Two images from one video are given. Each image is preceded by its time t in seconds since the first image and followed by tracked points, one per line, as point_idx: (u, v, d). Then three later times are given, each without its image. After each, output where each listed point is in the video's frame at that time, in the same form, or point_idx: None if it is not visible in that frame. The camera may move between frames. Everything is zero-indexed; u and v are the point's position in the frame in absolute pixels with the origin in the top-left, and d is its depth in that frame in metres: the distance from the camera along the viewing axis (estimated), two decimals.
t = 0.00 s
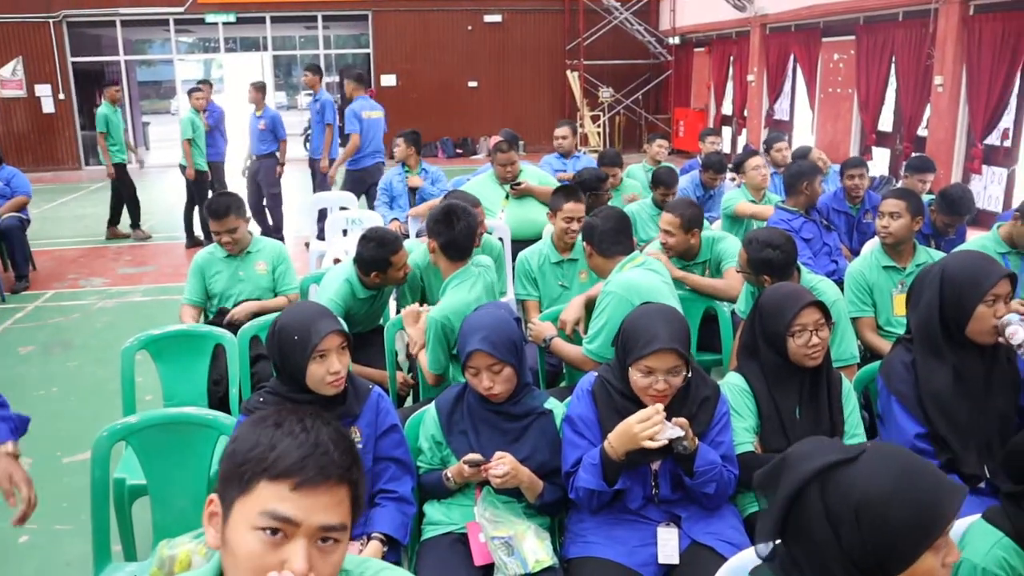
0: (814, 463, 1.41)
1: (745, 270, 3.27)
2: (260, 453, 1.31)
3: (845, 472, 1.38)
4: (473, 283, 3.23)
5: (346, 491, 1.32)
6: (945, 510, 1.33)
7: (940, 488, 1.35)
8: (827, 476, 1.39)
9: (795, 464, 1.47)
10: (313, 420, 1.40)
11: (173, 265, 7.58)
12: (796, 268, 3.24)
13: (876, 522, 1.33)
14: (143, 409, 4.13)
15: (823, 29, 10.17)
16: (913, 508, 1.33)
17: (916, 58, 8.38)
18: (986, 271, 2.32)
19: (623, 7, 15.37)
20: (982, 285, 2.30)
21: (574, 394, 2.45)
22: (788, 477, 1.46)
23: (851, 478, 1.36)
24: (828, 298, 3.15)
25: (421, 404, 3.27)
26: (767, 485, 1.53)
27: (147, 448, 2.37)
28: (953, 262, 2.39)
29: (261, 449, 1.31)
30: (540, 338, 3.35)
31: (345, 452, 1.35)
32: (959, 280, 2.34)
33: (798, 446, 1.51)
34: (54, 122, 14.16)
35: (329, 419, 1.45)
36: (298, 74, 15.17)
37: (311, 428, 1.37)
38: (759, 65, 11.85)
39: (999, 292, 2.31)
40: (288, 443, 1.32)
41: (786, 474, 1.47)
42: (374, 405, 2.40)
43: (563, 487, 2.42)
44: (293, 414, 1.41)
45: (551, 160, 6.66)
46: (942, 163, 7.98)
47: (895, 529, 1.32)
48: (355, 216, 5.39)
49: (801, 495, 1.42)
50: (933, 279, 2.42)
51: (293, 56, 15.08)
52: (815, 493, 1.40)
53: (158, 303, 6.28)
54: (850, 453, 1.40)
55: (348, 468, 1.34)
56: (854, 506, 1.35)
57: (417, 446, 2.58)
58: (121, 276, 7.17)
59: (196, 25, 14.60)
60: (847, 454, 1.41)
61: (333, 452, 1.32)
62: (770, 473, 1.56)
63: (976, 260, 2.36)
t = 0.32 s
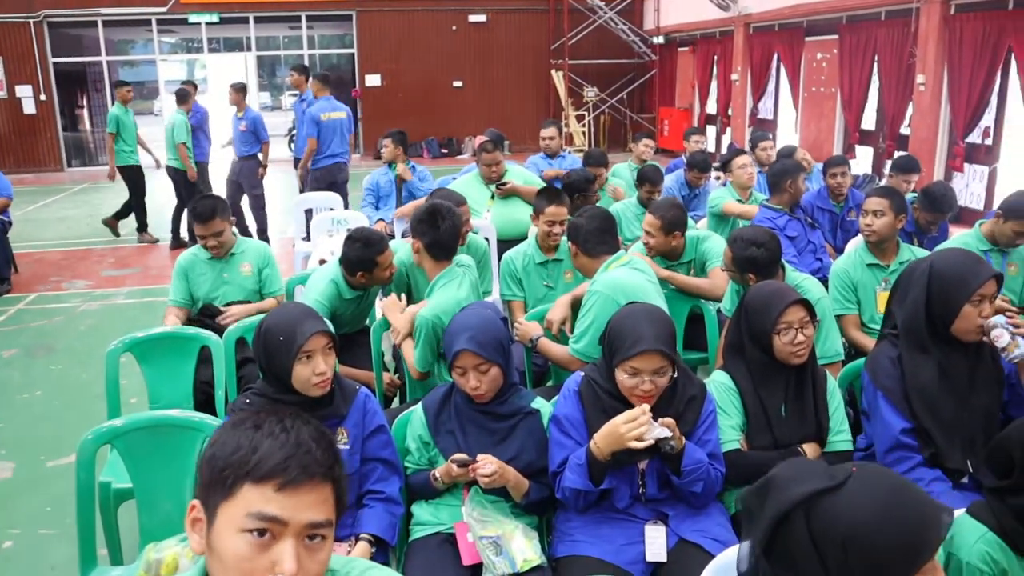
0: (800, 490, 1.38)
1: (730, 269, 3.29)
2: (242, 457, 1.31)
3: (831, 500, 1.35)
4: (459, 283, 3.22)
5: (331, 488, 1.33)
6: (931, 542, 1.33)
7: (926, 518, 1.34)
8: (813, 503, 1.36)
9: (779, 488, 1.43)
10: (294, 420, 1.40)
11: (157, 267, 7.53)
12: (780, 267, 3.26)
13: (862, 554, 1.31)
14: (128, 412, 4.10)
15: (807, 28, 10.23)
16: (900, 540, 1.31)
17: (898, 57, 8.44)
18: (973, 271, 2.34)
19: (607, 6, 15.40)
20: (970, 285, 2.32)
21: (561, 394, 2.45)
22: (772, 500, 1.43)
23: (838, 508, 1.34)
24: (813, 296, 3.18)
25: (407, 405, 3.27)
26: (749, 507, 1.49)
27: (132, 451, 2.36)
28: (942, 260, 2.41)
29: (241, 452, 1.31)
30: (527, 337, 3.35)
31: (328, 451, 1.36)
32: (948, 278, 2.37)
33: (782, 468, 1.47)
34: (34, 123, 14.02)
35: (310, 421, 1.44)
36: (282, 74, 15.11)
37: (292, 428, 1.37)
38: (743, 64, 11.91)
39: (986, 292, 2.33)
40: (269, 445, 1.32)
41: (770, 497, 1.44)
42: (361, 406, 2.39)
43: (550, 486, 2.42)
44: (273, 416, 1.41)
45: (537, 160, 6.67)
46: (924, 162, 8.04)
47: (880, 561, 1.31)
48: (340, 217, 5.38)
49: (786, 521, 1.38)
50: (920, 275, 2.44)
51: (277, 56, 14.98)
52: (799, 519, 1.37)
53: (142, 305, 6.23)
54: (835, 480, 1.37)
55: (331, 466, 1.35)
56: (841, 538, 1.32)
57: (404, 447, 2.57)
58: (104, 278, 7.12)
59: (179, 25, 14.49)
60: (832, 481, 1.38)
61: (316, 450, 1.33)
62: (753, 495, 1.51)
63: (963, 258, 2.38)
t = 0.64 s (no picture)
0: (803, 504, 1.37)
1: (716, 268, 3.30)
2: (212, 454, 1.31)
3: (833, 516, 1.34)
4: (445, 283, 3.22)
5: (304, 481, 1.32)
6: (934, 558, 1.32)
7: (928, 533, 1.34)
8: (814, 518, 1.35)
9: (779, 500, 1.42)
10: (264, 417, 1.41)
11: (141, 269, 7.47)
12: (765, 265, 3.28)
13: (864, 570, 1.30)
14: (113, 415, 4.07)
15: (790, 28, 10.28)
16: (904, 555, 1.31)
17: (880, 56, 8.50)
18: (958, 269, 2.36)
19: (591, 6, 15.44)
20: (954, 284, 2.34)
21: (548, 394, 2.45)
22: (773, 513, 1.42)
23: (840, 525, 1.33)
24: (797, 294, 3.20)
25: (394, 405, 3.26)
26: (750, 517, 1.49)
27: (117, 454, 2.34)
28: (927, 258, 2.42)
29: (212, 450, 1.32)
30: (513, 337, 3.35)
31: (299, 444, 1.36)
32: (933, 275, 2.38)
33: (783, 477, 1.46)
34: (15, 125, 13.86)
35: (284, 420, 1.45)
36: (266, 74, 15.01)
37: (262, 424, 1.38)
38: (727, 63, 11.97)
39: (969, 291, 2.35)
40: (238, 442, 1.33)
41: (770, 507, 1.43)
42: (347, 407, 2.39)
43: (538, 486, 2.43)
44: (245, 415, 1.42)
45: (522, 160, 6.67)
46: (907, 160, 8.10)
47: None
48: (325, 218, 5.36)
49: (786, 534, 1.38)
50: (906, 273, 2.46)
51: (261, 56, 14.90)
52: (801, 533, 1.36)
53: (126, 308, 6.18)
54: (838, 495, 1.36)
55: (302, 458, 1.34)
56: (843, 555, 1.31)
57: (391, 448, 2.57)
58: (88, 280, 7.05)
59: (162, 26, 14.38)
60: (835, 495, 1.37)
61: (285, 444, 1.33)
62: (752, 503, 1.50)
63: (948, 256, 2.40)
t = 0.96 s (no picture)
0: (799, 508, 1.37)
1: (698, 266, 3.32)
2: (190, 450, 1.31)
3: (831, 519, 1.34)
4: (429, 285, 3.22)
5: (282, 479, 1.31)
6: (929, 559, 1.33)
7: (923, 536, 1.34)
8: (811, 522, 1.36)
9: (774, 502, 1.42)
10: (245, 416, 1.41)
11: (122, 271, 7.41)
12: (747, 263, 3.30)
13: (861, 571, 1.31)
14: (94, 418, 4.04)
15: (770, 27, 10.36)
16: (901, 558, 1.31)
17: (860, 55, 8.58)
18: (932, 267, 2.39)
19: (573, 6, 15.48)
20: (928, 281, 2.37)
21: (532, 393, 2.46)
22: (769, 516, 1.42)
23: (838, 527, 1.33)
24: (779, 292, 3.23)
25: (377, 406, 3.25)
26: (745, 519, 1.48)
27: (98, 457, 2.32)
28: (902, 257, 2.46)
29: (190, 447, 1.32)
30: (497, 337, 3.35)
31: (278, 442, 1.35)
32: (908, 273, 2.41)
33: (779, 479, 1.45)
34: None
35: (268, 420, 1.44)
36: (247, 74, 14.90)
37: (242, 422, 1.38)
38: (708, 62, 12.03)
39: (944, 288, 2.38)
40: (216, 438, 1.33)
41: (765, 511, 1.43)
42: (331, 408, 2.38)
43: (523, 486, 2.43)
44: (226, 413, 1.42)
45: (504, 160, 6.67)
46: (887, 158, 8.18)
47: None
48: (307, 218, 5.33)
49: (782, 537, 1.38)
50: (882, 272, 2.49)
51: (242, 56, 14.79)
52: (797, 535, 1.37)
53: (106, 310, 6.13)
54: (835, 498, 1.36)
55: (281, 456, 1.33)
56: (839, 556, 1.32)
57: (375, 448, 2.56)
58: (67, 283, 6.98)
59: (141, 26, 14.24)
60: (833, 499, 1.36)
61: (264, 441, 1.33)
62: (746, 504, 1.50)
63: (923, 254, 2.43)
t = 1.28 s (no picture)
0: (797, 510, 1.36)
1: (682, 264, 3.34)
2: (176, 453, 1.30)
3: (827, 522, 1.34)
4: (413, 286, 3.22)
5: (269, 482, 1.31)
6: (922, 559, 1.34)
7: (918, 540, 1.35)
8: (808, 525, 1.35)
9: (771, 503, 1.41)
10: (231, 419, 1.41)
11: (103, 273, 7.34)
12: (730, 261, 3.32)
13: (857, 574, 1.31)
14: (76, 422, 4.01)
15: (752, 27, 10.43)
16: (896, 560, 1.32)
17: (840, 54, 8.64)
18: (911, 266, 2.42)
19: (555, 6, 15.51)
20: (906, 280, 2.40)
21: (517, 393, 2.47)
22: (765, 519, 1.41)
23: (835, 530, 1.33)
24: (761, 290, 3.26)
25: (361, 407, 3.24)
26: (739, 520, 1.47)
27: (80, 461, 2.31)
28: (881, 255, 2.49)
29: (176, 450, 1.31)
30: (481, 337, 3.35)
31: (265, 444, 1.35)
32: (889, 272, 2.44)
33: (775, 481, 1.44)
34: None
35: (255, 421, 1.44)
36: (229, 75, 14.77)
37: (228, 425, 1.38)
38: (691, 62, 12.09)
39: (922, 287, 2.41)
40: (202, 441, 1.32)
41: (761, 514, 1.42)
42: (316, 409, 2.38)
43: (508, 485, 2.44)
44: (212, 415, 1.42)
45: (487, 160, 6.68)
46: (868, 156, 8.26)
47: None
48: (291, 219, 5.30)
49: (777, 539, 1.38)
50: (863, 270, 2.51)
51: (224, 57, 14.66)
52: (794, 537, 1.36)
53: (88, 313, 6.07)
54: (832, 501, 1.35)
55: (267, 458, 1.33)
56: (836, 560, 1.32)
57: (360, 449, 2.56)
58: (47, 286, 6.91)
59: (121, 26, 14.10)
60: (830, 501, 1.36)
61: (249, 444, 1.32)
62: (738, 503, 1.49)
63: (903, 253, 2.46)
